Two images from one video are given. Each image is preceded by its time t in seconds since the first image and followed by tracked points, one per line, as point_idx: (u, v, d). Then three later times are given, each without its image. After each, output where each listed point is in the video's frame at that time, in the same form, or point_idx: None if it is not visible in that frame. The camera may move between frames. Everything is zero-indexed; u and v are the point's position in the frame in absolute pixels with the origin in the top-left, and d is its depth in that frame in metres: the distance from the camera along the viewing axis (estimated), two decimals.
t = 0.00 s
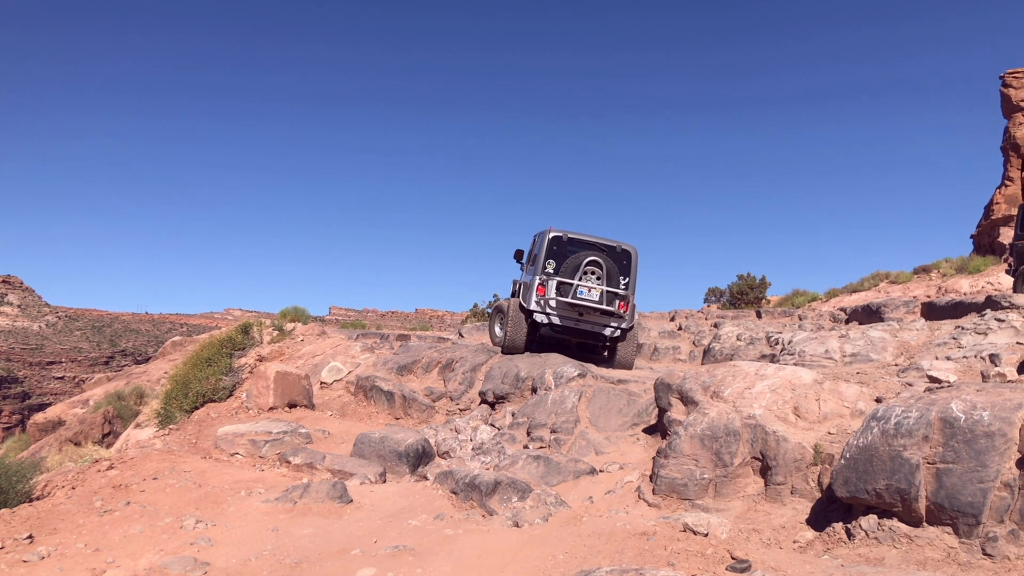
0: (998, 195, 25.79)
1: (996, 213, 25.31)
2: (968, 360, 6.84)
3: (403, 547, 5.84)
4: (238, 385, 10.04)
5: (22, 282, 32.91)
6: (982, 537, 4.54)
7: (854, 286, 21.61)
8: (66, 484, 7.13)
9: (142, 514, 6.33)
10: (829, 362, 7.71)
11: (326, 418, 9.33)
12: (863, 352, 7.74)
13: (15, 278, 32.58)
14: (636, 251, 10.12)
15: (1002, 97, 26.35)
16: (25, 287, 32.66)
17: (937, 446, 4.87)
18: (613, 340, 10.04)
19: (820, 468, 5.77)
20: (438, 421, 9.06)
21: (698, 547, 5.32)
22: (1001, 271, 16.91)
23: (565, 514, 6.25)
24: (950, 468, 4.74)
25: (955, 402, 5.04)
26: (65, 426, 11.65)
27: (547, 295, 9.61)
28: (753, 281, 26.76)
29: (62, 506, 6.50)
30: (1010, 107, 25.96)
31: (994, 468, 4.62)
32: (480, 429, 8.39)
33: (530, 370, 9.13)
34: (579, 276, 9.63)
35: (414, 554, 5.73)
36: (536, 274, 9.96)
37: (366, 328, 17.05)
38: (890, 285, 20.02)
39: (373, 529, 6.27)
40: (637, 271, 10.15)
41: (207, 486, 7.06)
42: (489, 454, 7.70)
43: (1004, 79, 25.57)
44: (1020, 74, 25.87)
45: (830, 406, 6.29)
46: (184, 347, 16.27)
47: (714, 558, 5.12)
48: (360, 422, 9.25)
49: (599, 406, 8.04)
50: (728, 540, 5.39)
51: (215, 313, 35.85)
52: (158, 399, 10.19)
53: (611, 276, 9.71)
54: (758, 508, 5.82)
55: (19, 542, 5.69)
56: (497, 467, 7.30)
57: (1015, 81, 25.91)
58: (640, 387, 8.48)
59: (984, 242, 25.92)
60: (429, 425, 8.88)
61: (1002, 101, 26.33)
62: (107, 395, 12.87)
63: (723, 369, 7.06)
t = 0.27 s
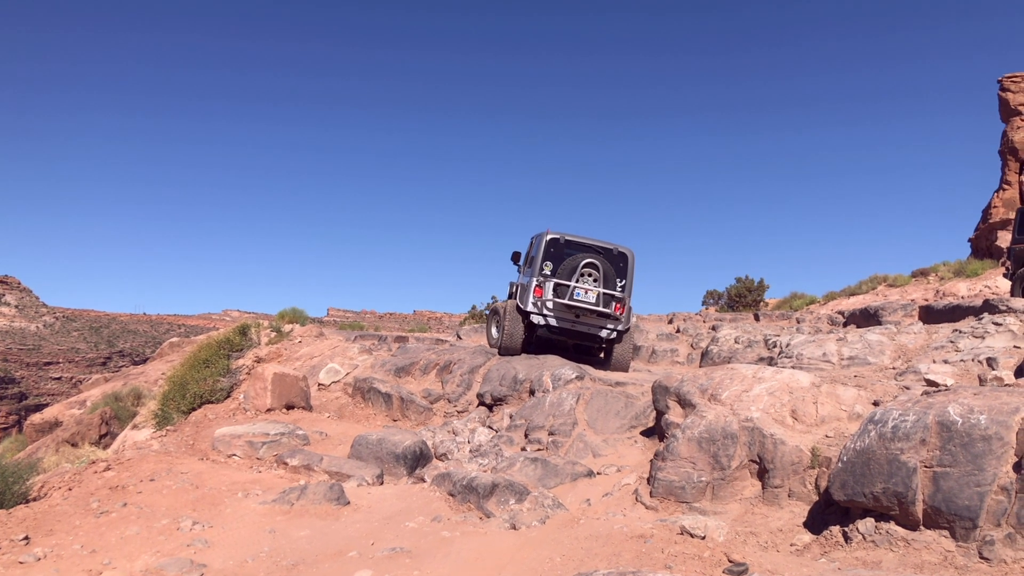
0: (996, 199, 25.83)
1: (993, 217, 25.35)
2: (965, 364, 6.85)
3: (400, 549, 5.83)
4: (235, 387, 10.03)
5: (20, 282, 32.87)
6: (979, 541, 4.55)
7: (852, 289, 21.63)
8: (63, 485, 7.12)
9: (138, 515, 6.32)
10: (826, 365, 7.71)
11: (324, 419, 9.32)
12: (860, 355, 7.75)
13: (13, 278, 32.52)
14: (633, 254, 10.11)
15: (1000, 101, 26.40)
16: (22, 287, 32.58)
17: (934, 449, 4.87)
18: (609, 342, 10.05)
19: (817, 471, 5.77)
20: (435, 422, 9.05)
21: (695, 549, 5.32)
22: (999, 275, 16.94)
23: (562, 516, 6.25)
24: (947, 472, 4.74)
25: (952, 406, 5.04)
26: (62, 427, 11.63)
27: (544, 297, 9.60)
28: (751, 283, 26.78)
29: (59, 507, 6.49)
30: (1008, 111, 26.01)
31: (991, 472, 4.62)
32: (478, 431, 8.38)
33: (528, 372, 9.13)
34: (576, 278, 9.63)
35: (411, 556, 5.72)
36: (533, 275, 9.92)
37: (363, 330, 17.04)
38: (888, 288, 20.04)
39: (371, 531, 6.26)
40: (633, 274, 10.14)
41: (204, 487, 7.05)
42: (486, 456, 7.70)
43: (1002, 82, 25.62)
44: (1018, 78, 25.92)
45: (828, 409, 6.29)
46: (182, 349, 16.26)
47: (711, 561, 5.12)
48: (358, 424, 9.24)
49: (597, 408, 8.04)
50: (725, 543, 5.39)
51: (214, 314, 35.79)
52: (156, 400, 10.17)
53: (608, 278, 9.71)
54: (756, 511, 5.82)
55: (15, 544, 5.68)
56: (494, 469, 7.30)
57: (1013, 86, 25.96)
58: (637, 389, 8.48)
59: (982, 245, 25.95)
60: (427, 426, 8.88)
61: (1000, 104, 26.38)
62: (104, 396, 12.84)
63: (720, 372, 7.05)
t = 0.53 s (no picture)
0: (994, 202, 25.87)
1: (991, 220, 25.39)
2: (962, 367, 6.86)
3: (396, 552, 5.82)
4: (233, 389, 10.01)
5: (17, 283, 32.84)
6: (976, 544, 4.54)
7: (850, 292, 21.65)
8: (59, 487, 7.10)
9: (135, 517, 6.31)
10: (823, 368, 7.70)
11: (321, 421, 9.31)
12: (858, 358, 7.75)
13: (10, 279, 32.46)
14: (629, 257, 10.07)
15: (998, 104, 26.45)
16: (20, 288, 32.52)
17: (931, 453, 4.87)
18: (605, 344, 10.06)
19: (815, 474, 5.78)
20: (433, 425, 9.05)
21: (692, 553, 5.32)
22: (996, 278, 16.96)
23: (560, 519, 6.24)
24: (944, 475, 4.74)
25: (949, 409, 5.04)
26: (59, 429, 11.61)
27: (541, 299, 9.61)
28: (749, 285, 26.80)
29: (55, 509, 6.48)
30: (1005, 114, 26.03)
31: (988, 476, 4.62)
32: (475, 433, 8.38)
33: (526, 374, 9.12)
34: (573, 281, 9.63)
35: (408, 558, 5.71)
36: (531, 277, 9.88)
37: (361, 331, 17.05)
38: (886, 291, 20.07)
39: (367, 533, 6.25)
40: (630, 277, 10.11)
41: (200, 489, 7.04)
42: (483, 458, 7.69)
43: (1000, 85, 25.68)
44: (1015, 82, 25.98)
45: (825, 412, 6.29)
46: (180, 350, 16.24)
47: (708, 564, 5.12)
48: (355, 426, 9.24)
49: (595, 411, 8.03)
50: (722, 546, 5.39)
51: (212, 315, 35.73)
52: (153, 402, 10.15)
53: (605, 281, 9.77)
54: (753, 514, 5.82)
55: (11, 546, 5.67)
56: (492, 472, 7.29)
57: (1011, 89, 25.99)
58: (635, 392, 8.48)
59: (980, 248, 25.98)
60: (424, 429, 8.87)
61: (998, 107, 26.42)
62: (101, 397, 12.82)
63: (718, 375, 7.05)
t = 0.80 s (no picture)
0: (992, 206, 25.91)
1: (989, 224, 25.42)
2: (960, 371, 6.86)
3: (394, 554, 5.81)
4: (230, 391, 10.00)
5: (14, 284, 32.78)
6: (973, 547, 4.54)
7: (847, 296, 21.66)
8: (56, 489, 7.09)
9: (131, 519, 6.29)
10: (821, 371, 7.71)
11: (319, 424, 9.30)
12: (856, 361, 7.75)
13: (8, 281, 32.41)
14: (625, 256, 10.10)
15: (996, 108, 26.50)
16: (18, 290, 32.45)
17: (929, 456, 4.87)
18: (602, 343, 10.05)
19: (812, 477, 5.78)
20: (430, 427, 9.04)
21: (690, 556, 5.31)
22: (994, 282, 16.99)
23: (557, 522, 6.24)
24: (942, 478, 4.74)
25: (947, 412, 5.04)
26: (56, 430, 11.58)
27: (538, 299, 9.65)
28: (748, 289, 26.81)
29: (52, 511, 6.46)
30: (1003, 118, 26.09)
31: (986, 479, 4.62)
32: (473, 436, 8.37)
33: (524, 377, 9.12)
34: (570, 281, 9.58)
35: (405, 561, 5.70)
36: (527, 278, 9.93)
37: (359, 333, 17.03)
38: (884, 294, 20.08)
39: (365, 536, 6.24)
40: (626, 276, 10.14)
41: (197, 491, 7.02)
42: (481, 461, 7.68)
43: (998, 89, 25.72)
44: (1013, 86, 26.03)
45: (823, 415, 6.30)
46: (177, 352, 16.21)
47: (705, 567, 5.11)
48: (353, 428, 9.23)
49: (593, 413, 8.03)
50: (720, 549, 5.39)
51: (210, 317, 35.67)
52: (150, 404, 10.14)
53: (602, 281, 9.70)
54: (750, 517, 5.81)
55: (7, 547, 5.65)
56: (489, 474, 7.28)
57: (1009, 93, 26.03)
58: (633, 394, 8.48)
59: (978, 252, 26.01)
60: (422, 431, 8.87)
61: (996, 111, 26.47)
62: (98, 399, 12.79)
63: (716, 378, 7.05)
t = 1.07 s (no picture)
0: (990, 210, 25.95)
1: (987, 227, 25.45)
2: (958, 373, 6.86)
3: (392, 557, 5.80)
4: (228, 393, 9.99)
5: (12, 286, 32.73)
6: (972, 550, 4.54)
7: (846, 298, 21.68)
8: (53, 491, 7.08)
9: (129, 521, 6.28)
10: (819, 373, 7.71)
11: (317, 426, 9.30)
12: (854, 364, 7.75)
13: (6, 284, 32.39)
14: (620, 254, 10.12)
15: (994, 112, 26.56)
16: (15, 292, 32.41)
17: (927, 458, 4.87)
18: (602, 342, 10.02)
19: (811, 479, 5.77)
20: (428, 429, 9.03)
21: (688, 558, 5.31)
22: (992, 285, 17.00)
23: (556, 524, 6.23)
24: (940, 481, 4.75)
25: (945, 415, 5.05)
26: (54, 432, 11.56)
27: (535, 300, 9.62)
28: (746, 292, 26.83)
29: (49, 514, 6.45)
30: (1001, 122, 26.15)
31: (984, 482, 4.63)
32: (471, 438, 8.36)
33: (522, 379, 9.11)
34: (566, 281, 9.62)
35: (404, 564, 5.69)
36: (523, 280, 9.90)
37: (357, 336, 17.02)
38: (882, 297, 20.09)
39: (362, 538, 6.23)
40: (622, 274, 10.15)
41: (195, 494, 7.01)
42: (479, 463, 7.67)
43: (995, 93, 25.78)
44: (1011, 89, 26.08)
45: (821, 418, 6.30)
46: (175, 354, 16.20)
47: (704, 570, 5.11)
48: (351, 431, 9.22)
49: (591, 416, 8.03)
50: (718, 552, 5.39)
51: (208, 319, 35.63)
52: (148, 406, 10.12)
53: (598, 279, 9.75)
54: (749, 520, 5.81)
55: (4, 550, 5.64)
56: (488, 477, 7.28)
57: (1007, 97, 26.09)
58: (632, 396, 8.47)
59: (976, 255, 26.03)
60: (420, 433, 8.86)
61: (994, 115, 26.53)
62: (96, 401, 12.77)
63: (714, 380, 7.04)
